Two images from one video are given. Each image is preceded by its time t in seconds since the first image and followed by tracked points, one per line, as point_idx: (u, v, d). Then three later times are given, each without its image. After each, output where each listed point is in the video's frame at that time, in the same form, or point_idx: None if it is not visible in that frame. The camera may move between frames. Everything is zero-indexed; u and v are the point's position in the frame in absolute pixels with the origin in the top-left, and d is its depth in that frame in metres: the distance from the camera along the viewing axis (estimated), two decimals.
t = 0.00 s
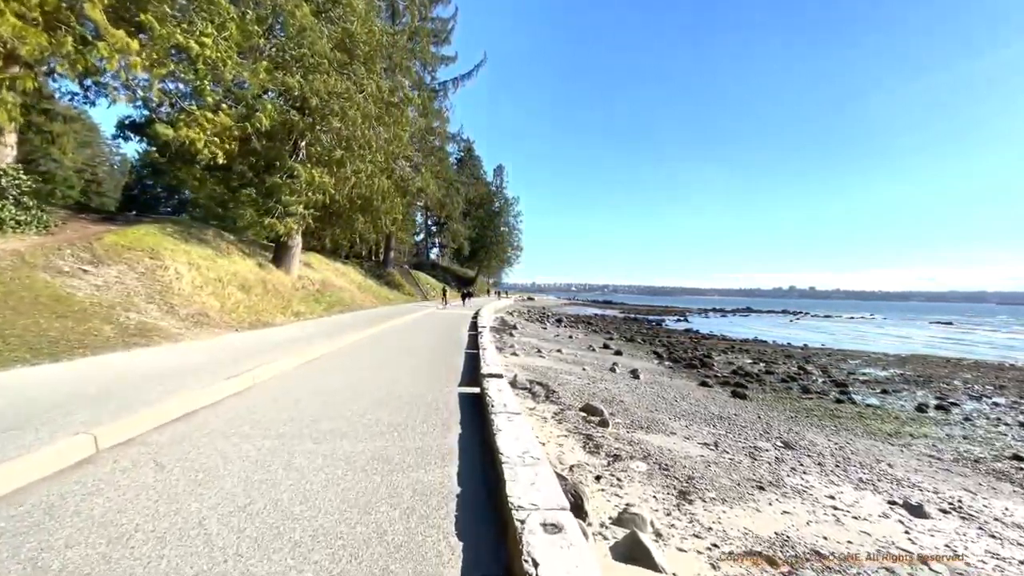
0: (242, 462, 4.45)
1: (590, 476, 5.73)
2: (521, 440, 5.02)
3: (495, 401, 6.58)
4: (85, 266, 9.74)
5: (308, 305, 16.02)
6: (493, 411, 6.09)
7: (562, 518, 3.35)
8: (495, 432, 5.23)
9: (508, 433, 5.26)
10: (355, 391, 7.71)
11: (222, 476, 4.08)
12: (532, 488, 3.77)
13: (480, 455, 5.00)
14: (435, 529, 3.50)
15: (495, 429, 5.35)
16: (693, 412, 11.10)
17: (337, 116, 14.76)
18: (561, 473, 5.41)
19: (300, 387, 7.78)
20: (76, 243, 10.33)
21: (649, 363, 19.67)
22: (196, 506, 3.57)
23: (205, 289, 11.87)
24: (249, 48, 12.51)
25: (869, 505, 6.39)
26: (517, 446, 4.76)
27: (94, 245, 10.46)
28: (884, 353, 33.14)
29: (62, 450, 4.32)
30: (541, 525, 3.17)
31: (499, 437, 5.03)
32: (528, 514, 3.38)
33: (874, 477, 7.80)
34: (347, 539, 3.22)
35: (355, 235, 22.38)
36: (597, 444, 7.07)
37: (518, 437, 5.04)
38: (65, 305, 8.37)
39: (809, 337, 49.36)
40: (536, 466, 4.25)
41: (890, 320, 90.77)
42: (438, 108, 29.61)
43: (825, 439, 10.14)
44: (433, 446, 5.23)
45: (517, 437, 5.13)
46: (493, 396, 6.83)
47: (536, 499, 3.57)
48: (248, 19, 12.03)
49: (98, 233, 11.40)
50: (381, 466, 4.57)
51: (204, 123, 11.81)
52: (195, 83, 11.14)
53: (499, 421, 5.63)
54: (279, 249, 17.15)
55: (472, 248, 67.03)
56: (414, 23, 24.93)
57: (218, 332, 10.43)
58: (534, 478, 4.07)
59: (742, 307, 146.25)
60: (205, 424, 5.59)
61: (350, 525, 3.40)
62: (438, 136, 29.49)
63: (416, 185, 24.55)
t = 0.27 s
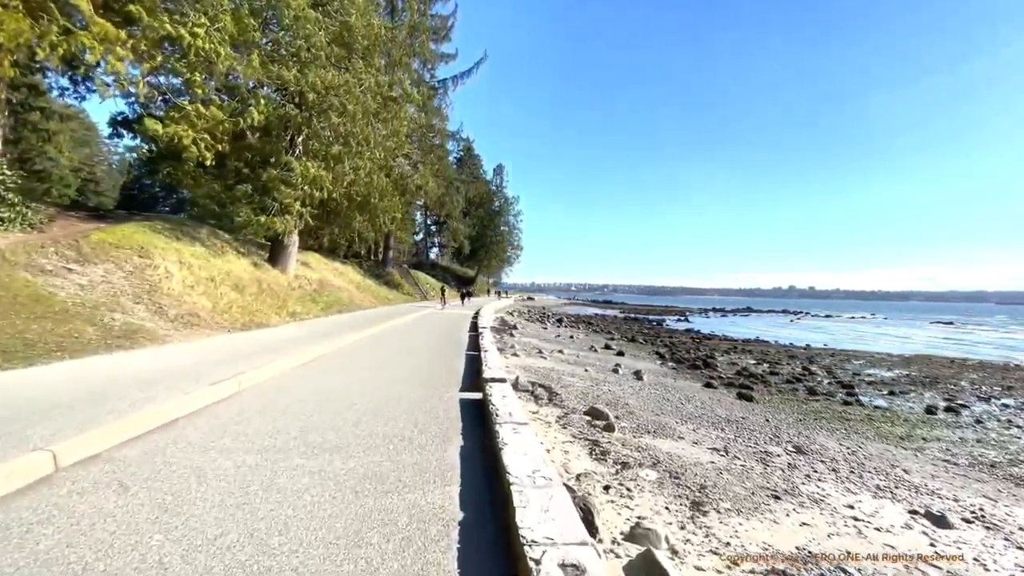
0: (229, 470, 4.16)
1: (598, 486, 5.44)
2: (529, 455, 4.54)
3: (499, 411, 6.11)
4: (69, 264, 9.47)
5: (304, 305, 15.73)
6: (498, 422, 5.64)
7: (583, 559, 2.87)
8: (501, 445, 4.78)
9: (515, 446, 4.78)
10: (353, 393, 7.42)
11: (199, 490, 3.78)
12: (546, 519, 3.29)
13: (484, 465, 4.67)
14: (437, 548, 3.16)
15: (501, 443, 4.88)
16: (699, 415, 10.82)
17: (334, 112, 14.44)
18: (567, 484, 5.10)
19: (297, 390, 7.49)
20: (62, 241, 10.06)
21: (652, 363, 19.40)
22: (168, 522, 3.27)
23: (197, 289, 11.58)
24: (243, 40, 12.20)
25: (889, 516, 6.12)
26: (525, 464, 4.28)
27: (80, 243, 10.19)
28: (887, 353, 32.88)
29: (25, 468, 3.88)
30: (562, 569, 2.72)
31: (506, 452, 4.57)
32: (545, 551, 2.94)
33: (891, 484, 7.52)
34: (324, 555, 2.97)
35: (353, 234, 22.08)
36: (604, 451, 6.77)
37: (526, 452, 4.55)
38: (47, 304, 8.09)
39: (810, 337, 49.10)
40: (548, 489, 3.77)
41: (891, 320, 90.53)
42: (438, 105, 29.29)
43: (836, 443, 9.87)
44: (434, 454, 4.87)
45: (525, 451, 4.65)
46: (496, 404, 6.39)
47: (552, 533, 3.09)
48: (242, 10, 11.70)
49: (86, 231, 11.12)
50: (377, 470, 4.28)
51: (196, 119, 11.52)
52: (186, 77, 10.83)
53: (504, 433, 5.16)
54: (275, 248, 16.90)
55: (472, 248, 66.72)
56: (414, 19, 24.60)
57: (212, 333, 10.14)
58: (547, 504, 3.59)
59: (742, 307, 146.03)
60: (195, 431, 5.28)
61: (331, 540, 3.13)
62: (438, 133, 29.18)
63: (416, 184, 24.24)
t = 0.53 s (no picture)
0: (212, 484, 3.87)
1: (605, 497, 5.14)
2: (537, 475, 4.07)
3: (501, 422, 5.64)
4: (51, 263, 9.17)
5: (299, 305, 15.44)
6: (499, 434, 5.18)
7: None
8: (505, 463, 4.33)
9: (521, 464, 4.32)
10: (350, 397, 7.12)
11: (164, 515, 3.47)
12: (560, 557, 2.85)
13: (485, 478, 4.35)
14: None
15: (505, 460, 4.42)
16: (705, 418, 10.53)
17: (330, 106, 14.14)
18: (572, 496, 4.79)
19: (292, 394, 7.19)
20: (45, 238, 9.76)
21: (653, 364, 19.11)
22: (122, 550, 2.95)
23: (186, 289, 11.29)
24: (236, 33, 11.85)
25: (912, 527, 5.83)
26: (533, 486, 3.81)
27: (64, 241, 9.90)
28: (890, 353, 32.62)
29: None
30: None
31: (510, 471, 4.12)
32: None
33: (909, 492, 7.23)
34: None
35: (350, 232, 21.77)
36: (609, 458, 6.47)
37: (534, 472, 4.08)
38: (24, 304, 7.79)
39: (811, 337, 48.93)
40: (559, 517, 3.33)
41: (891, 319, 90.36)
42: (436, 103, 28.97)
43: (846, 447, 9.58)
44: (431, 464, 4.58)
45: (533, 470, 4.18)
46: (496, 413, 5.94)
47: None
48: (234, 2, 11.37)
49: (70, 229, 10.83)
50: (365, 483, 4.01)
51: (186, 112, 11.20)
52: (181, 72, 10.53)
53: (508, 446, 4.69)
54: (270, 246, 16.63)
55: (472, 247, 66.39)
56: (413, 15, 24.28)
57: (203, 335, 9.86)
58: (560, 536, 3.13)
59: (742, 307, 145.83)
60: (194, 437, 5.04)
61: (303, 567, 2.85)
62: (437, 131, 28.85)
63: (414, 182, 23.92)
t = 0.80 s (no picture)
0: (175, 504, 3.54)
1: (612, 510, 4.83)
2: (546, 501, 3.62)
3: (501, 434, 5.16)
4: (29, 262, 8.84)
5: (293, 305, 15.13)
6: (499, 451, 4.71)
7: None
8: (507, 487, 3.87)
9: (526, 487, 3.87)
10: (343, 406, 6.83)
11: (113, 547, 3.14)
12: None
13: (484, 500, 4.04)
14: None
15: (507, 483, 3.97)
16: (711, 421, 10.22)
17: (325, 102, 13.84)
18: (578, 511, 4.46)
19: (287, 401, 6.95)
20: (24, 237, 9.44)
21: (654, 365, 18.81)
22: None
23: (175, 290, 11.00)
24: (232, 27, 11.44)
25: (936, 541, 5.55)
26: (541, 516, 3.37)
27: (44, 239, 9.57)
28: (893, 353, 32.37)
29: None
30: None
31: (513, 498, 3.67)
32: None
33: (927, 501, 6.96)
34: None
35: (347, 231, 21.45)
36: (615, 466, 6.16)
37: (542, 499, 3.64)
38: None
39: (812, 337, 48.71)
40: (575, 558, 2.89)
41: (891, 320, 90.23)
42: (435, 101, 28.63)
43: (857, 452, 9.29)
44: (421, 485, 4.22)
45: (541, 494, 3.73)
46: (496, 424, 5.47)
47: None
48: None
49: (53, 227, 10.50)
50: (346, 509, 3.69)
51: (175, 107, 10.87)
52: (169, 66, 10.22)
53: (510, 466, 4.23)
54: (264, 245, 16.34)
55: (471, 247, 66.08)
56: (411, 11, 23.93)
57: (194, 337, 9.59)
58: None
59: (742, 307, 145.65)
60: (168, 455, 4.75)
61: None
62: (435, 129, 28.51)
63: (412, 180, 23.61)
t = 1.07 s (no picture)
0: (139, 516, 3.25)
1: (622, 524, 4.53)
2: (562, 535, 3.10)
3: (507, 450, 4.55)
4: (9, 260, 8.52)
5: (289, 305, 14.83)
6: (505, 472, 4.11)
7: None
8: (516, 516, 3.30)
9: (537, 516, 3.31)
10: (334, 400, 6.49)
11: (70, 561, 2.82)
12: None
13: (489, 516, 3.59)
14: None
15: (515, 511, 3.39)
16: (719, 425, 9.89)
17: (321, 97, 13.53)
18: (588, 527, 4.15)
19: (276, 394, 6.60)
20: (6, 234, 9.13)
21: (657, 366, 18.50)
22: None
23: (163, 289, 10.70)
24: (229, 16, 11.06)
25: (965, 556, 5.27)
26: (559, 560, 2.82)
27: (26, 237, 9.26)
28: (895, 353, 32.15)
29: None
30: None
31: (523, 531, 3.11)
32: None
33: (948, 510, 6.71)
34: None
35: (344, 230, 21.14)
36: (624, 474, 5.86)
37: (561, 537, 3.05)
38: None
39: (813, 337, 48.48)
40: None
41: (892, 319, 90.14)
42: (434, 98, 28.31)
43: (871, 457, 8.99)
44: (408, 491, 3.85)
45: (554, 527, 3.20)
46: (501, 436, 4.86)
47: None
48: None
49: (36, 224, 10.20)
50: (320, 515, 3.37)
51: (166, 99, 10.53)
52: (158, 58, 9.92)
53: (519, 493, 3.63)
54: (259, 243, 16.06)
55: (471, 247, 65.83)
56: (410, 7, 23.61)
57: (186, 338, 9.30)
58: None
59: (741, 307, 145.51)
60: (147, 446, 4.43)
61: None
62: (434, 127, 28.19)
63: (411, 178, 23.31)
